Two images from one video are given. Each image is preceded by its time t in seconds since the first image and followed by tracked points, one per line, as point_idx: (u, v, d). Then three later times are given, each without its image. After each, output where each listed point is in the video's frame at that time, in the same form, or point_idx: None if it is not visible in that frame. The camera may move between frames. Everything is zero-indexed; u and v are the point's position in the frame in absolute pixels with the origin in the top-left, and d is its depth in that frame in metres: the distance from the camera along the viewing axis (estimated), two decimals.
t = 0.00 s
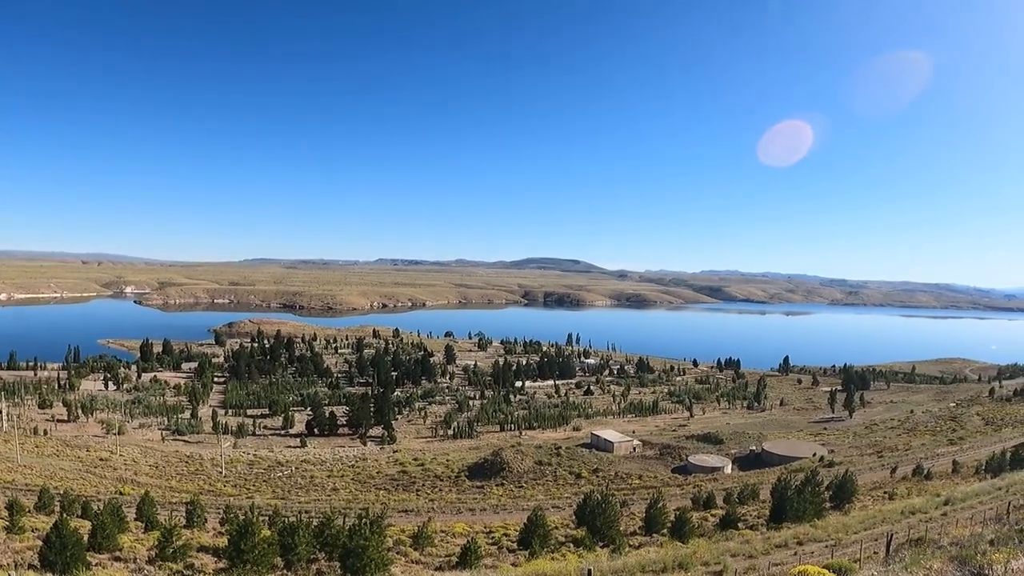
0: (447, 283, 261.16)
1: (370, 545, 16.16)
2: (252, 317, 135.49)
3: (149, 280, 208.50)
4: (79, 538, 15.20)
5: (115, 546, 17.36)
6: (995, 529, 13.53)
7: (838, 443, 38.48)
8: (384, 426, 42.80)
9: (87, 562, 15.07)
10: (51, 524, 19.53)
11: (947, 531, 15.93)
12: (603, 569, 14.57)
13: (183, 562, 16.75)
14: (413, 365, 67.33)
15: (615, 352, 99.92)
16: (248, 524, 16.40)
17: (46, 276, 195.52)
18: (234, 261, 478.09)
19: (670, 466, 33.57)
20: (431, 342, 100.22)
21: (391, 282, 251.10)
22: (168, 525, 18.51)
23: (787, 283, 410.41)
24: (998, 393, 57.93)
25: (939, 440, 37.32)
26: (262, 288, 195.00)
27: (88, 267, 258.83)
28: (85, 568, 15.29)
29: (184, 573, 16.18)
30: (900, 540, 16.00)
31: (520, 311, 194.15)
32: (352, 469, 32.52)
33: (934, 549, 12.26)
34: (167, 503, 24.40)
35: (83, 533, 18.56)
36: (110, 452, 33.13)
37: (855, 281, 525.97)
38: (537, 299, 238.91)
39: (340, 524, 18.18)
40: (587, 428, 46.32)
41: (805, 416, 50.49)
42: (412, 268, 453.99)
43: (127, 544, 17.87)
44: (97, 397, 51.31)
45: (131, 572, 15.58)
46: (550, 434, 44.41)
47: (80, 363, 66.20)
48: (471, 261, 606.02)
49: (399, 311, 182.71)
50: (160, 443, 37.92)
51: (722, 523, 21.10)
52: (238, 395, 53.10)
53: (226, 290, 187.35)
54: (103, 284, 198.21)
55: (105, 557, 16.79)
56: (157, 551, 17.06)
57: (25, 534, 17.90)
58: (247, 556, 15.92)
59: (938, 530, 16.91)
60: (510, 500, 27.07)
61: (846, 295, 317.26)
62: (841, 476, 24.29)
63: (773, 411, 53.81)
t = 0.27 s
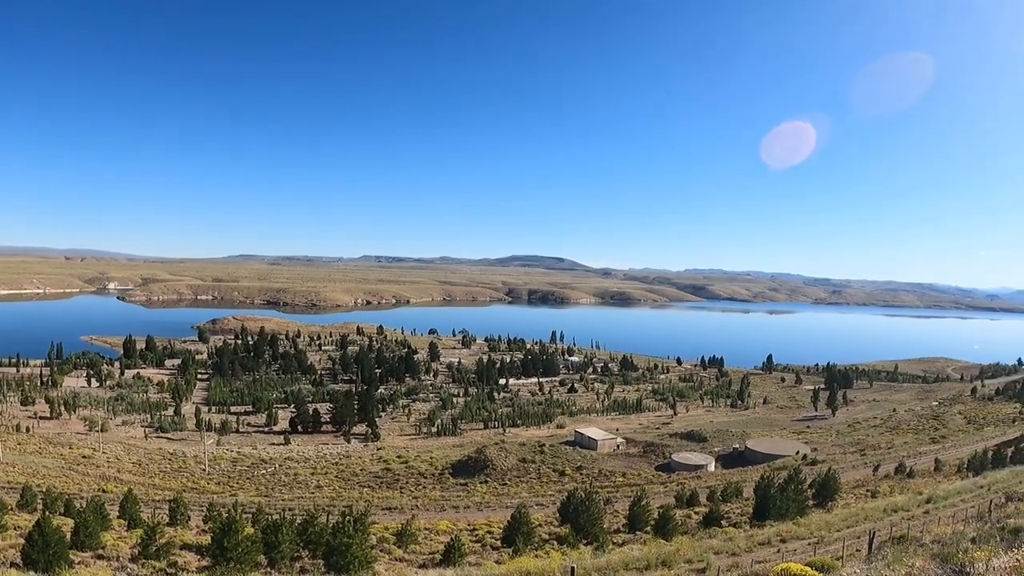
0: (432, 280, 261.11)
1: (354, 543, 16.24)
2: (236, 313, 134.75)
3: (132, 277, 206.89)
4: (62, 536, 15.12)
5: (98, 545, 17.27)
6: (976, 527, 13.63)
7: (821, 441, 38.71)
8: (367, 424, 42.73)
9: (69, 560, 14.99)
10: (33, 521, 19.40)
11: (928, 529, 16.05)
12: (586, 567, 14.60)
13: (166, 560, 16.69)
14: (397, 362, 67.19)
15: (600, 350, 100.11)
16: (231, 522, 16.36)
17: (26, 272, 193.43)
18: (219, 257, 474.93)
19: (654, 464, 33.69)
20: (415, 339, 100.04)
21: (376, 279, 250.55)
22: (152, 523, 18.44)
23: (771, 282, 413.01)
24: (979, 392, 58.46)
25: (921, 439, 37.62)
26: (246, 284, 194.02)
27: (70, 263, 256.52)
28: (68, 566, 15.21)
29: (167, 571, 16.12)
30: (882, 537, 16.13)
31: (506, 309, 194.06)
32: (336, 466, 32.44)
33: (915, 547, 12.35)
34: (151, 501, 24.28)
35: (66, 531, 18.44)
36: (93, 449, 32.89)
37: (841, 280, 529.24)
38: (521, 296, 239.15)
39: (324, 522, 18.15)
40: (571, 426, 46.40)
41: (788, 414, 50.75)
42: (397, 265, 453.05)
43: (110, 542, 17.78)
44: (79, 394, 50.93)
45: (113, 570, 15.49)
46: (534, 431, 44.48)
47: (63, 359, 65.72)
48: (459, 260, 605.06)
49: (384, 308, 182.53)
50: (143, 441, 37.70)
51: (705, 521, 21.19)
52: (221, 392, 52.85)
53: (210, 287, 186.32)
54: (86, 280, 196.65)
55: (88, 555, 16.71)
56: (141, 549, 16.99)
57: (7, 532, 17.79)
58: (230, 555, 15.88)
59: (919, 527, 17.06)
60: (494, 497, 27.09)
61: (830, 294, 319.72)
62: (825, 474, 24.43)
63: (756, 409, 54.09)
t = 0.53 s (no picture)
0: (419, 278, 260.90)
1: (339, 541, 16.23)
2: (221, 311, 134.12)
3: (118, 273, 205.57)
4: (46, 535, 15.04)
5: (83, 542, 17.20)
6: (960, 527, 13.71)
7: (807, 441, 38.87)
8: (353, 422, 42.66)
9: (53, 559, 14.91)
10: (16, 519, 19.28)
11: (912, 529, 16.13)
12: (572, 566, 14.60)
13: (150, 559, 16.61)
14: (383, 361, 67.07)
15: (587, 349, 100.23)
16: (216, 520, 16.31)
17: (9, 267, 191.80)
18: (208, 255, 472.87)
19: (639, 464, 33.75)
20: (402, 338, 99.84)
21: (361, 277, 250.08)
22: (137, 521, 18.34)
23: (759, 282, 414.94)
24: (964, 393, 58.94)
25: (906, 439, 37.86)
26: (233, 282, 193.31)
27: (54, 259, 254.79)
28: (52, 564, 15.12)
29: (152, 569, 16.06)
30: (867, 537, 16.22)
31: (494, 308, 193.92)
32: (322, 464, 32.38)
33: (899, 546, 12.42)
34: (136, 499, 24.16)
35: (50, 529, 18.31)
36: (78, 447, 32.65)
37: (830, 282, 532.51)
38: (507, 295, 239.24)
39: (309, 520, 18.12)
40: (557, 425, 46.44)
41: (774, 414, 50.91)
42: (385, 262, 452.35)
43: (94, 540, 17.70)
44: (64, 391, 50.62)
45: (97, 568, 15.39)
46: (520, 430, 44.52)
47: (48, 356, 65.33)
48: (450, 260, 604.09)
49: (370, 306, 182.32)
50: (128, 438, 37.48)
51: (690, 520, 21.24)
52: (207, 390, 52.67)
53: (196, 284, 185.48)
54: (71, 276, 195.38)
55: (73, 553, 16.63)
56: (126, 547, 16.92)
57: None
58: (215, 553, 15.83)
59: (904, 527, 17.17)
60: (479, 496, 27.08)
61: (816, 295, 321.56)
62: (810, 475, 24.55)
63: (741, 409, 54.30)
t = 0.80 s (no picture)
0: (404, 278, 260.76)
1: (324, 542, 16.18)
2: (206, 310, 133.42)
3: (102, 272, 204.15)
4: (29, 535, 14.95)
5: (67, 543, 17.09)
6: (943, 527, 13.81)
7: (791, 442, 39.09)
8: (338, 422, 42.59)
9: (37, 559, 14.80)
10: None
11: (895, 530, 16.23)
12: (557, 566, 14.61)
13: (134, 559, 16.53)
14: (368, 360, 66.94)
15: (571, 350, 100.41)
16: (200, 520, 16.26)
17: None
18: (194, 254, 470.36)
19: (624, 464, 33.83)
20: (387, 338, 99.66)
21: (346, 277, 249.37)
22: (121, 521, 18.24)
23: (744, 284, 417.52)
24: (947, 394, 59.50)
25: (890, 440, 38.13)
26: (218, 281, 192.40)
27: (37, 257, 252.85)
28: (36, 564, 15.04)
29: (135, 570, 15.97)
30: (853, 537, 16.30)
31: (481, 308, 193.81)
32: (307, 464, 32.28)
33: (885, 547, 12.48)
34: (120, 499, 24.04)
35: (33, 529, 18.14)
36: (61, 447, 32.36)
37: (816, 284, 536.19)
38: (492, 296, 239.37)
39: (294, 521, 18.09)
40: (541, 425, 46.47)
41: (759, 415, 51.15)
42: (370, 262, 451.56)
43: (78, 540, 17.58)
44: (47, 390, 50.23)
45: (80, 569, 15.30)
46: (504, 430, 44.56)
47: (31, 355, 64.85)
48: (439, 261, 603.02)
49: (355, 306, 182.01)
50: (111, 438, 37.25)
51: (675, 521, 21.28)
52: (191, 389, 52.42)
53: (181, 283, 184.64)
54: (54, 275, 194.05)
55: (56, 553, 16.52)
56: (109, 547, 16.82)
57: None
58: (199, 553, 15.76)
59: (887, 527, 17.30)
60: (463, 496, 27.05)
61: (801, 297, 323.80)
62: (794, 475, 24.68)
63: (726, 409, 54.54)
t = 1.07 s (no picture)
0: (390, 277, 260.41)
1: (309, 542, 16.12)
2: (190, 309, 132.59)
3: (86, 271, 202.52)
4: (12, 536, 14.86)
5: (51, 543, 17.00)
6: (926, 527, 13.89)
7: (776, 442, 39.28)
8: (323, 422, 42.48)
9: (20, 559, 14.72)
10: None
11: (879, 529, 16.32)
12: (542, 566, 14.61)
13: (118, 560, 16.47)
14: (353, 360, 66.75)
15: (557, 350, 100.60)
16: (185, 521, 16.20)
17: None
18: (181, 253, 467.42)
19: (609, 464, 33.89)
20: (372, 337, 99.42)
21: (332, 276, 248.71)
22: (105, 521, 18.15)
23: (731, 284, 419.49)
24: (931, 395, 59.90)
25: (875, 440, 38.34)
26: (203, 280, 191.38)
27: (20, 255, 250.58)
28: (19, 565, 14.94)
29: (119, 570, 15.90)
30: (837, 537, 16.40)
31: (469, 308, 193.53)
32: (292, 464, 32.15)
33: (868, 547, 12.55)
34: (104, 499, 23.89)
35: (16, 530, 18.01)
36: (44, 447, 32.07)
37: (803, 285, 539.42)
38: (478, 296, 239.36)
39: (279, 521, 18.05)
40: (527, 425, 46.47)
41: (744, 415, 51.39)
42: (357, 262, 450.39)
43: (62, 541, 17.50)
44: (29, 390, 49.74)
45: (63, 570, 15.21)
46: (490, 430, 44.59)
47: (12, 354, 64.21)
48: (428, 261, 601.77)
49: (340, 305, 181.66)
50: (95, 438, 36.97)
51: (660, 520, 21.35)
52: (175, 389, 52.13)
53: (165, 282, 183.55)
54: (37, 273, 192.10)
55: (40, 554, 16.41)
56: (94, 548, 16.74)
57: None
58: (184, 554, 15.70)
59: (871, 527, 17.41)
60: (449, 496, 27.05)
61: (786, 297, 325.71)
62: (779, 475, 24.80)
63: (711, 410, 54.75)
